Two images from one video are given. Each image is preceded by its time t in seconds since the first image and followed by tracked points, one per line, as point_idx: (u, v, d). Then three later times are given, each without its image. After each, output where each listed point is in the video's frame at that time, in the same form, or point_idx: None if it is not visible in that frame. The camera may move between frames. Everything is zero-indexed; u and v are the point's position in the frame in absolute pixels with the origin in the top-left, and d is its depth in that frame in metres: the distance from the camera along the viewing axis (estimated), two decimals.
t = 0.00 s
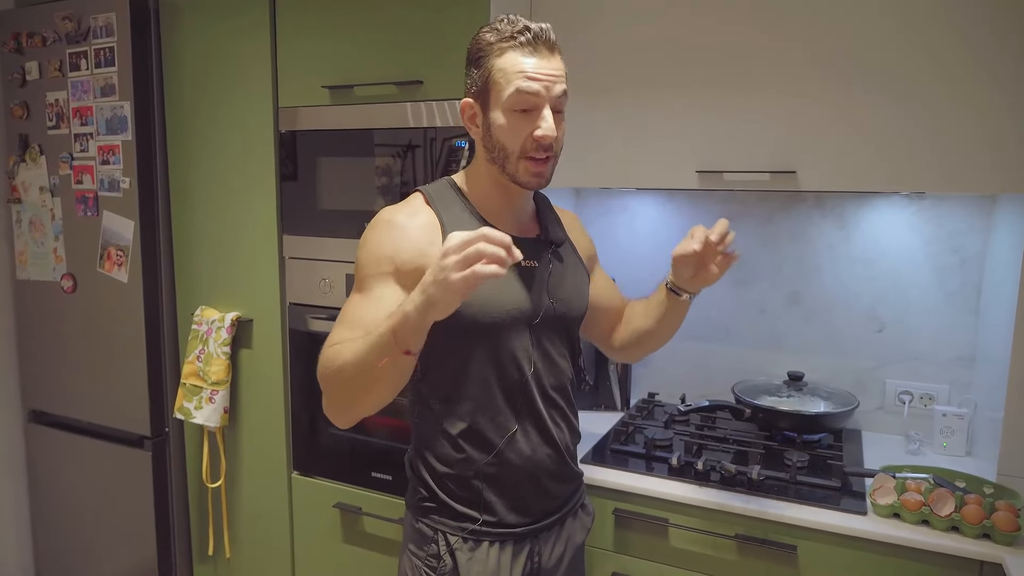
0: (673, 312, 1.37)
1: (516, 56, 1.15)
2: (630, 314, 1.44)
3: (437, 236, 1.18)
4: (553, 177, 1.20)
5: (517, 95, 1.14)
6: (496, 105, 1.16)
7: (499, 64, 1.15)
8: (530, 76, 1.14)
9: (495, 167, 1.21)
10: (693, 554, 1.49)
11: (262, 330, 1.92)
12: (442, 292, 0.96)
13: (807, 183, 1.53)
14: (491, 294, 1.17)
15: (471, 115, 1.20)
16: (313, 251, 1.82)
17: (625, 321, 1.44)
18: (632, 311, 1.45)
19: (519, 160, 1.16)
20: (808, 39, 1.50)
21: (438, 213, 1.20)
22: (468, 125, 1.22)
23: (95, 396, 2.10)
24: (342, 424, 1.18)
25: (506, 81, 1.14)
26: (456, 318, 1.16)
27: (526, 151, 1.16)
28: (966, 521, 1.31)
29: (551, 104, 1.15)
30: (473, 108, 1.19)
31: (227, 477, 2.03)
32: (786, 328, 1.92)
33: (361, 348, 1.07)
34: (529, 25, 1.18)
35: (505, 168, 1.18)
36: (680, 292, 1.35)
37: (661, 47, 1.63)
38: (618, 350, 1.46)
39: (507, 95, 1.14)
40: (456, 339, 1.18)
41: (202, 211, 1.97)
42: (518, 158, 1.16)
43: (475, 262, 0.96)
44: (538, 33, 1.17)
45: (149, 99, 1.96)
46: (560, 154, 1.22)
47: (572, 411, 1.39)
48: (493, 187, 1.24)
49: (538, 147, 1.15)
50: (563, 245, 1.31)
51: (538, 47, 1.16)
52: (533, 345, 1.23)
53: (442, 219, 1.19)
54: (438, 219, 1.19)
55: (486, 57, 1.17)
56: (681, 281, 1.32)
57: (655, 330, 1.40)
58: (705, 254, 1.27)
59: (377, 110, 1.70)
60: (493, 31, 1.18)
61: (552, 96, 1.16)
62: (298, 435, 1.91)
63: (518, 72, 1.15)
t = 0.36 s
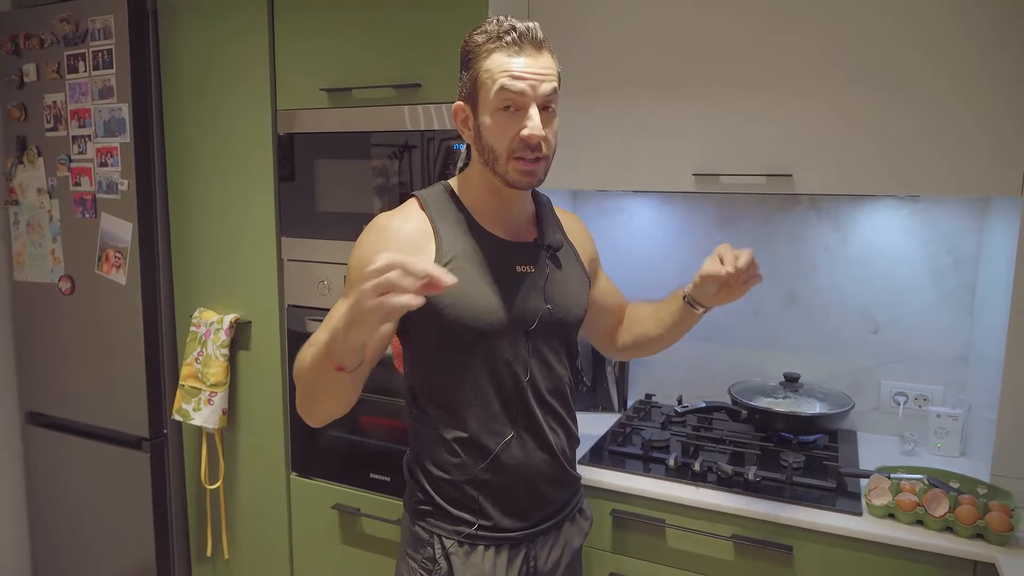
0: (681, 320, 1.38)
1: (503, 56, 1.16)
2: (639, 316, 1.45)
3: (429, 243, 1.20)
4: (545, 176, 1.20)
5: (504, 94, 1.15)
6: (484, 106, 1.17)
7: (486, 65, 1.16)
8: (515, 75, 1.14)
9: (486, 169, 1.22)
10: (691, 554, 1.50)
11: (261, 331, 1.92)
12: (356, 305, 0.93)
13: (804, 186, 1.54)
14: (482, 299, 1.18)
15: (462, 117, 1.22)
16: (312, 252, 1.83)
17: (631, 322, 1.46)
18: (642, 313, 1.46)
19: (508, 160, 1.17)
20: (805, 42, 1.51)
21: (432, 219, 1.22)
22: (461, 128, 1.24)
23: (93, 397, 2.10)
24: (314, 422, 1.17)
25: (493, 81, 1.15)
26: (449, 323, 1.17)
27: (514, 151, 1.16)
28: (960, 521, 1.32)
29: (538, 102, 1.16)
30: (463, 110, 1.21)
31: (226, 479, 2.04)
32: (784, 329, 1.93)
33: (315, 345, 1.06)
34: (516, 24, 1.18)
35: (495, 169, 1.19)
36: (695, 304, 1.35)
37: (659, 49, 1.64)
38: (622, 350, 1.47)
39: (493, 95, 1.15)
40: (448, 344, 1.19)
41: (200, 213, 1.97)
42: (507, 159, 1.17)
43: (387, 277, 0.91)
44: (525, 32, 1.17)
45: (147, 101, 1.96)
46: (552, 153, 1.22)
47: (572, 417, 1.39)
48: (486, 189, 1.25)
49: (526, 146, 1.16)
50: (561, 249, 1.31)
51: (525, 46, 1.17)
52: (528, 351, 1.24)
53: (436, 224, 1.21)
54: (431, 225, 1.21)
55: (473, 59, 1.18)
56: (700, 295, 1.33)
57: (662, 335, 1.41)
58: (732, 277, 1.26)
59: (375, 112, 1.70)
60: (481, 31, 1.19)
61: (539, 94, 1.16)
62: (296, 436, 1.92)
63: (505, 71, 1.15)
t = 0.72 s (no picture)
0: (668, 327, 1.44)
1: (494, 63, 1.15)
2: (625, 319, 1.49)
3: (420, 247, 1.21)
4: (540, 181, 1.21)
5: (496, 104, 1.15)
6: (477, 115, 1.17)
7: (477, 72, 1.16)
8: (506, 84, 1.14)
9: (481, 176, 1.23)
10: (687, 551, 1.51)
11: (258, 331, 1.93)
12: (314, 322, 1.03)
13: (799, 185, 1.56)
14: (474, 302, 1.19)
15: (455, 123, 1.23)
16: (309, 252, 1.83)
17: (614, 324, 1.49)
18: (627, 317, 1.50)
19: (501, 169, 1.18)
20: (802, 42, 1.52)
21: (423, 222, 1.23)
22: (454, 133, 1.24)
23: (90, 397, 2.10)
24: (317, 423, 1.16)
25: (484, 90, 1.15)
26: (442, 326, 1.18)
27: (508, 159, 1.17)
28: (953, 517, 1.34)
29: (530, 110, 1.16)
30: (455, 116, 1.21)
31: (223, 478, 2.04)
32: (778, 327, 1.95)
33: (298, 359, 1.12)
34: (504, 28, 1.17)
35: (489, 177, 1.20)
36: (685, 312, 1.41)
37: (657, 49, 1.65)
38: (605, 355, 1.48)
39: (486, 104, 1.16)
40: (440, 347, 1.20)
41: (197, 213, 1.97)
42: (501, 167, 1.18)
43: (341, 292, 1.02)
44: (514, 36, 1.16)
45: (144, 101, 1.96)
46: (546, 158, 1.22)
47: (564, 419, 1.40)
48: (480, 194, 1.26)
49: (520, 156, 1.16)
50: (555, 250, 1.31)
51: (515, 51, 1.16)
52: (520, 354, 1.25)
53: (427, 227, 1.23)
54: (423, 227, 1.23)
55: (463, 67, 1.18)
56: (691, 301, 1.39)
57: (646, 339, 1.45)
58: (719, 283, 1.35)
59: (373, 112, 1.71)
60: (471, 36, 1.18)
61: (531, 101, 1.16)
62: (293, 435, 1.92)
63: (496, 79, 1.15)
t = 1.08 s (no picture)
0: (661, 324, 1.44)
1: (489, 58, 1.15)
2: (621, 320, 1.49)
3: (411, 245, 1.21)
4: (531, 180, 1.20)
5: (490, 99, 1.14)
6: (470, 110, 1.16)
7: (472, 67, 1.15)
8: (501, 80, 1.13)
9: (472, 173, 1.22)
10: (686, 550, 1.51)
11: (253, 330, 1.92)
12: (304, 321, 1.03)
13: (797, 183, 1.55)
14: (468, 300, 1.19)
15: (447, 118, 1.22)
16: (305, 250, 1.82)
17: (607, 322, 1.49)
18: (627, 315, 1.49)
19: (493, 166, 1.17)
20: (800, 40, 1.52)
21: (413, 219, 1.22)
22: (445, 128, 1.24)
23: (85, 396, 2.09)
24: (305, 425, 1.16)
25: (479, 85, 1.15)
26: (436, 325, 1.17)
27: (500, 156, 1.16)
28: (951, 515, 1.34)
29: (524, 107, 1.15)
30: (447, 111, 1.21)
31: (219, 477, 2.03)
32: (776, 326, 1.94)
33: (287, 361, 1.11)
34: (500, 24, 1.16)
35: (481, 174, 1.19)
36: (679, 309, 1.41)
37: (655, 48, 1.65)
38: (596, 352, 1.47)
39: (479, 100, 1.15)
40: (433, 347, 1.20)
41: (192, 211, 1.96)
42: (493, 164, 1.17)
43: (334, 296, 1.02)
44: (511, 32, 1.16)
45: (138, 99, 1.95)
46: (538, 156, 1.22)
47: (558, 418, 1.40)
48: (472, 191, 1.25)
49: (512, 153, 1.16)
50: (546, 248, 1.31)
51: (511, 47, 1.15)
52: (513, 353, 1.24)
53: (418, 226, 1.21)
54: (413, 226, 1.22)
55: (458, 61, 1.17)
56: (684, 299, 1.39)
57: (638, 337, 1.45)
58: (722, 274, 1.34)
59: (370, 110, 1.70)
60: (467, 31, 1.17)
61: (525, 99, 1.15)
62: (290, 434, 1.92)
63: (491, 75, 1.14)
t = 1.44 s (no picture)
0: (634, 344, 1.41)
1: (534, 64, 1.14)
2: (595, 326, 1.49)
3: (408, 248, 1.18)
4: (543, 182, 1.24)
5: (537, 105, 1.14)
6: (514, 112, 1.14)
7: (517, 71, 1.13)
8: (550, 88, 1.14)
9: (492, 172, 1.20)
10: (681, 550, 1.50)
11: (248, 331, 1.91)
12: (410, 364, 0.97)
13: (794, 183, 1.55)
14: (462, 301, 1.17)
15: (467, 114, 1.16)
16: (301, 251, 1.82)
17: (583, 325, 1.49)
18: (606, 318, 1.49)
19: (527, 168, 1.18)
20: (797, 40, 1.52)
21: (408, 222, 1.19)
22: (463, 125, 1.18)
23: (78, 398, 2.08)
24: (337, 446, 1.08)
25: (526, 90, 1.13)
26: (435, 328, 1.16)
27: (537, 159, 1.18)
28: (948, 514, 1.33)
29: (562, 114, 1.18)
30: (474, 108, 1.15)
31: (214, 478, 2.02)
32: (772, 326, 1.94)
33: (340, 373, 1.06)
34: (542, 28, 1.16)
35: (511, 176, 1.19)
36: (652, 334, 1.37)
37: (652, 48, 1.64)
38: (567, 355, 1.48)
39: (526, 104, 1.13)
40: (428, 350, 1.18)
41: (186, 211, 1.95)
42: (529, 167, 1.18)
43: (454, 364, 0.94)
44: (551, 40, 1.16)
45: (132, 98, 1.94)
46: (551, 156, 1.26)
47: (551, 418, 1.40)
48: (478, 192, 1.24)
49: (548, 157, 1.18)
50: (536, 248, 1.32)
51: (551, 54, 1.16)
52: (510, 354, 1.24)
53: (411, 227, 1.19)
54: (406, 227, 1.19)
55: (497, 60, 1.13)
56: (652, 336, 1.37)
57: (610, 352, 1.43)
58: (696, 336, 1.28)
59: (366, 110, 1.69)
60: (506, 32, 1.14)
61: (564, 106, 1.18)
62: (285, 435, 1.91)
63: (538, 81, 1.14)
